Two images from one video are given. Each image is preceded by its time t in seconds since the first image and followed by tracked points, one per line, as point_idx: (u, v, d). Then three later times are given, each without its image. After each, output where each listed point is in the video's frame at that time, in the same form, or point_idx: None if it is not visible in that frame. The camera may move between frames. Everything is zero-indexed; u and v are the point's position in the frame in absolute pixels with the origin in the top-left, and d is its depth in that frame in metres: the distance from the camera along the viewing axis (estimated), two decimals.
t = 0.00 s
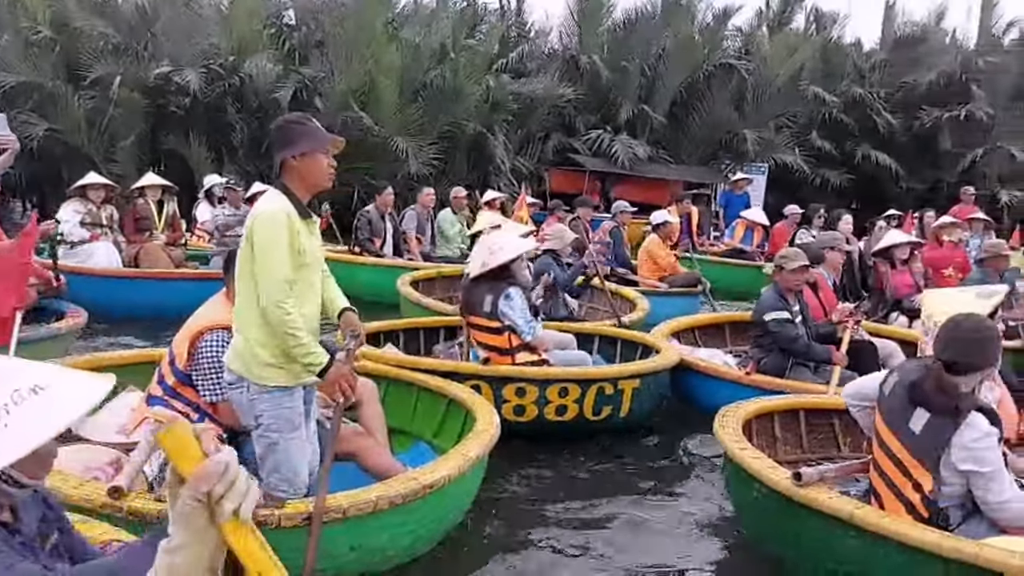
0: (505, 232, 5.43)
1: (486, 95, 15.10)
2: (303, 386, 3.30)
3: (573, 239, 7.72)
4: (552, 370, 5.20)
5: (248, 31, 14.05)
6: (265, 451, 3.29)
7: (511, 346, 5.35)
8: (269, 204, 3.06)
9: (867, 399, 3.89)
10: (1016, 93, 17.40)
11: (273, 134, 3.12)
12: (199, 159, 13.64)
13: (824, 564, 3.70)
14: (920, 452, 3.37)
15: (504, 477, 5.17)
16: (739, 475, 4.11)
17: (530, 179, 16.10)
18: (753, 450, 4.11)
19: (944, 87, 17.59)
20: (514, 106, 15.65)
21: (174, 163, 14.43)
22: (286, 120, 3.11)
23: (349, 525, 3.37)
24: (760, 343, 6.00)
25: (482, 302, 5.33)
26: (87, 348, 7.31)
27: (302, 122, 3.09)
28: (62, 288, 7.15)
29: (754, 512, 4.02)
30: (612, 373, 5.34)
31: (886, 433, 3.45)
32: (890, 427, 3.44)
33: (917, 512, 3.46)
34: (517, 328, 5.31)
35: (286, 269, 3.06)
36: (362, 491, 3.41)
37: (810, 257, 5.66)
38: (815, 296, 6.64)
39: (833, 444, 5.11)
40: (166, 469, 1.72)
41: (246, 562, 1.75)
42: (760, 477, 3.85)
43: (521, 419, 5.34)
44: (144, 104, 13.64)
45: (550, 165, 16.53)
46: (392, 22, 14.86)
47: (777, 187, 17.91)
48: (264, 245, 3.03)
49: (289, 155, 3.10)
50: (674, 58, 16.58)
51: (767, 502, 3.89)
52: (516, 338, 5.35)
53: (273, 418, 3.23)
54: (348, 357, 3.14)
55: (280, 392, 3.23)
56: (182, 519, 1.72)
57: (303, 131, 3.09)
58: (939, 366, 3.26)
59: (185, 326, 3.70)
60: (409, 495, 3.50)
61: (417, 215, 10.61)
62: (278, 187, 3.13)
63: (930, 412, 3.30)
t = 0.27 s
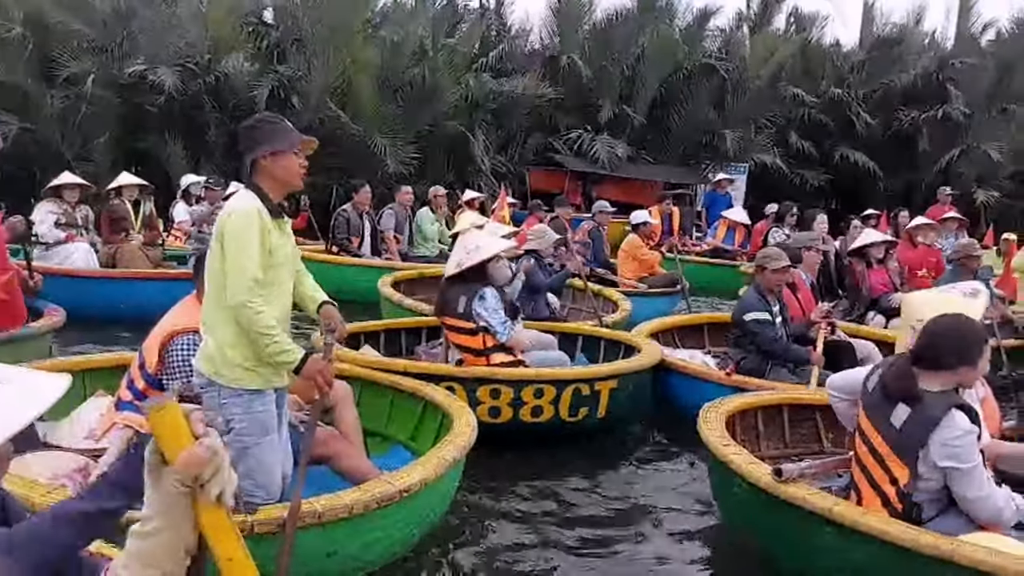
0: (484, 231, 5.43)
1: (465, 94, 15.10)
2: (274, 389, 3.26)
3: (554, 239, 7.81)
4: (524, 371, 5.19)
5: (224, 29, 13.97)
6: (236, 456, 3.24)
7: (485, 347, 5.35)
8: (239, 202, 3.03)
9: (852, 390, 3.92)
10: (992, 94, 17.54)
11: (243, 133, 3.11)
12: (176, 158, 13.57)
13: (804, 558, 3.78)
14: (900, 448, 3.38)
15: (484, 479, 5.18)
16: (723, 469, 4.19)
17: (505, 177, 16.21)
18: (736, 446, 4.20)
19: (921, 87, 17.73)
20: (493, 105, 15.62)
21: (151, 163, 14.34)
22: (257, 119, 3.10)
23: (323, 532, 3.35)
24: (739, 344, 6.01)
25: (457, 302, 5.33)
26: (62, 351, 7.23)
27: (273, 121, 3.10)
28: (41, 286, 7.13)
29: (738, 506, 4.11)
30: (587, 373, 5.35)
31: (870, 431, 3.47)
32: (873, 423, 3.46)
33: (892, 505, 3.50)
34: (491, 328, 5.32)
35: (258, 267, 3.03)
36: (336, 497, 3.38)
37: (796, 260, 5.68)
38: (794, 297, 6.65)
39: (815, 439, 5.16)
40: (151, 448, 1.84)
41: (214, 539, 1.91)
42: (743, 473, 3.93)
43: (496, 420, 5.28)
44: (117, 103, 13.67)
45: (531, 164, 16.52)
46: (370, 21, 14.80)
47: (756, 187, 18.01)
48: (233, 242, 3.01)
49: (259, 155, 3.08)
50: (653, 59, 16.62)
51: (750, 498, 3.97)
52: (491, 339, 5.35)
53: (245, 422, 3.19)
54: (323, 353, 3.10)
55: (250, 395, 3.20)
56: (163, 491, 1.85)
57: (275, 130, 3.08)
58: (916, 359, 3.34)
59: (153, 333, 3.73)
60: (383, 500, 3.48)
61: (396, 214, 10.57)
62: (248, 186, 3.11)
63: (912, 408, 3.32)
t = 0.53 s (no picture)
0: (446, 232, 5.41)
1: (430, 93, 15.05)
2: (225, 392, 3.24)
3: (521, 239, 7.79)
4: (480, 374, 5.19)
5: (184, 26, 13.80)
6: (188, 462, 3.22)
7: (443, 349, 5.34)
8: (190, 199, 3.03)
9: (816, 390, 3.96)
10: (949, 96, 17.86)
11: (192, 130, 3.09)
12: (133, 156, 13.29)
13: (772, 552, 3.84)
14: (862, 440, 3.44)
15: (450, 482, 5.17)
16: (693, 464, 4.27)
17: (474, 177, 16.10)
18: (707, 441, 4.27)
19: (881, 89, 18.00)
20: (458, 104, 15.59)
21: (108, 161, 14.11)
22: (205, 116, 3.08)
23: (283, 539, 3.31)
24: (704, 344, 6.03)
25: (415, 304, 5.31)
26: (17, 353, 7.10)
27: (223, 119, 3.07)
28: None
29: (708, 501, 4.18)
30: (548, 375, 5.35)
31: (835, 426, 3.54)
32: (836, 418, 3.54)
33: (854, 497, 3.57)
34: (449, 331, 5.30)
35: (216, 262, 3.01)
36: (295, 504, 3.34)
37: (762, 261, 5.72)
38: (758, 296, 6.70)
39: (785, 434, 5.26)
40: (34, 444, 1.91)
41: (98, 531, 1.93)
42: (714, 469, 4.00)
43: (454, 424, 5.29)
44: (72, 100, 13.41)
45: (496, 164, 16.51)
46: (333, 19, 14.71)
47: (720, 187, 18.16)
48: (188, 239, 3.00)
49: (206, 152, 3.06)
50: (618, 60, 16.71)
51: (720, 494, 4.04)
52: (450, 341, 5.34)
53: (196, 426, 3.18)
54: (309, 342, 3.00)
55: (200, 398, 3.18)
56: (50, 481, 1.89)
57: (221, 129, 3.05)
58: (873, 350, 3.48)
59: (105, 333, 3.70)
60: (344, 507, 3.44)
61: (357, 213, 10.48)
62: (197, 186, 3.10)
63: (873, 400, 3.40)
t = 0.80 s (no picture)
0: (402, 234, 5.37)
1: (393, 92, 14.97)
2: (175, 398, 3.18)
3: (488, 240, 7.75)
4: (439, 379, 5.12)
5: (140, 24, 13.61)
6: (137, 470, 3.16)
7: (400, 353, 5.30)
8: (129, 198, 2.97)
9: (784, 392, 4.02)
10: (907, 99, 18.13)
11: (140, 127, 3.06)
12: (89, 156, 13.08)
13: (742, 550, 3.91)
14: (827, 436, 3.53)
15: (419, 488, 5.16)
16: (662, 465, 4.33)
17: (438, 178, 16.05)
18: (678, 441, 4.34)
19: (841, 91, 18.24)
20: (421, 104, 15.54)
21: (64, 161, 13.89)
22: (153, 113, 3.05)
23: (241, 548, 3.26)
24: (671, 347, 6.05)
25: (371, 307, 5.28)
26: None
27: (171, 116, 3.04)
28: None
29: (680, 500, 4.24)
30: (508, 381, 5.29)
31: (800, 424, 3.63)
32: (801, 415, 3.63)
33: (820, 492, 3.66)
34: (406, 334, 5.26)
35: (148, 263, 2.94)
36: (252, 513, 3.29)
37: (723, 261, 5.80)
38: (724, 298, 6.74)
39: (757, 437, 5.34)
40: None
41: None
42: (684, 469, 4.06)
43: (410, 430, 5.24)
44: (25, 99, 13.15)
45: (460, 165, 16.47)
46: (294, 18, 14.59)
47: (685, 188, 18.32)
48: (121, 238, 2.93)
49: (152, 149, 3.01)
50: (582, 61, 16.77)
51: (691, 493, 4.10)
52: (407, 345, 5.29)
53: (143, 433, 3.12)
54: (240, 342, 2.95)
55: (147, 404, 3.12)
56: None
57: (168, 127, 3.02)
58: (834, 347, 3.59)
59: (51, 338, 3.61)
60: (303, 514, 3.39)
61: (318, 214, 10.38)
62: (144, 185, 3.05)
63: (835, 396, 3.49)
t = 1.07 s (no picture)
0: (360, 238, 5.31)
1: (356, 94, 14.86)
2: (132, 411, 3.12)
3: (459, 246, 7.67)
4: (400, 387, 5.08)
5: (98, 24, 13.40)
6: (90, 483, 3.10)
7: (360, 360, 5.27)
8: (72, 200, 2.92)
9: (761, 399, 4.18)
10: (870, 102, 18.37)
11: (94, 125, 2.99)
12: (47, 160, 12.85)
13: (719, 549, 4.01)
14: (798, 435, 3.63)
15: (393, 495, 5.17)
16: (641, 468, 4.42)
17: (405, 180, 15.99)
18: (654, 444, 4.42)
19: (805, 95, 18.43)
20: (386, 106, 15.45)
21: (22, 164, 13.66)
22: (106, 111, 2.99)
23: (195, 563, 3.16)
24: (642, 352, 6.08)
25: (331, 313, 5.22)
26: None
27: (123, 115, 2.98)
28: None
29: (657, 501, 4.32)
30: (470, 387, 5.26)
31: (771, 425, 3.74)
32: (773, 416, 3.74)
33: (793, 491, 3.77)
34: (366, 340, 5.21)
35: (78, 270, 2.88)
36: (208, 526, 3.21)
37: (693, 265, 5.75)
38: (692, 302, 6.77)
39: (732, 440, 5.45)
40: None
41: None
42: (660, 470, 4.15)
43: (370, 437, 5.19)
44: None
45: (425, 168, 16.40)
46: (257, 19, 14.43)
47: (652, 191, 18.47)
48: (57, 243, 2.88)
49: (105, 149, 2.95)
50: (549, 64, 16.78)
51: (668, 494, 4.19)
52: (367, 352, 5.26)
53: (96, 446, 3.07)
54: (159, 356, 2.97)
55: (102, 416, 3.06)
56: None
57: (122, 126, 2.96)
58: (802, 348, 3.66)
59: None
60: (259, 526, 3.33)
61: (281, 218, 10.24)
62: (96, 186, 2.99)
63: (804, 396, 3.58)
